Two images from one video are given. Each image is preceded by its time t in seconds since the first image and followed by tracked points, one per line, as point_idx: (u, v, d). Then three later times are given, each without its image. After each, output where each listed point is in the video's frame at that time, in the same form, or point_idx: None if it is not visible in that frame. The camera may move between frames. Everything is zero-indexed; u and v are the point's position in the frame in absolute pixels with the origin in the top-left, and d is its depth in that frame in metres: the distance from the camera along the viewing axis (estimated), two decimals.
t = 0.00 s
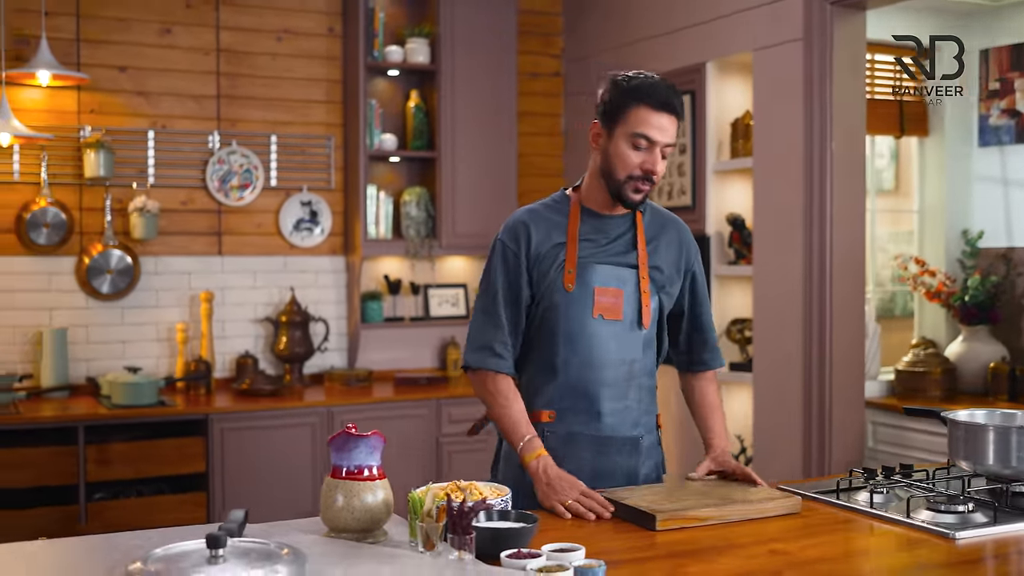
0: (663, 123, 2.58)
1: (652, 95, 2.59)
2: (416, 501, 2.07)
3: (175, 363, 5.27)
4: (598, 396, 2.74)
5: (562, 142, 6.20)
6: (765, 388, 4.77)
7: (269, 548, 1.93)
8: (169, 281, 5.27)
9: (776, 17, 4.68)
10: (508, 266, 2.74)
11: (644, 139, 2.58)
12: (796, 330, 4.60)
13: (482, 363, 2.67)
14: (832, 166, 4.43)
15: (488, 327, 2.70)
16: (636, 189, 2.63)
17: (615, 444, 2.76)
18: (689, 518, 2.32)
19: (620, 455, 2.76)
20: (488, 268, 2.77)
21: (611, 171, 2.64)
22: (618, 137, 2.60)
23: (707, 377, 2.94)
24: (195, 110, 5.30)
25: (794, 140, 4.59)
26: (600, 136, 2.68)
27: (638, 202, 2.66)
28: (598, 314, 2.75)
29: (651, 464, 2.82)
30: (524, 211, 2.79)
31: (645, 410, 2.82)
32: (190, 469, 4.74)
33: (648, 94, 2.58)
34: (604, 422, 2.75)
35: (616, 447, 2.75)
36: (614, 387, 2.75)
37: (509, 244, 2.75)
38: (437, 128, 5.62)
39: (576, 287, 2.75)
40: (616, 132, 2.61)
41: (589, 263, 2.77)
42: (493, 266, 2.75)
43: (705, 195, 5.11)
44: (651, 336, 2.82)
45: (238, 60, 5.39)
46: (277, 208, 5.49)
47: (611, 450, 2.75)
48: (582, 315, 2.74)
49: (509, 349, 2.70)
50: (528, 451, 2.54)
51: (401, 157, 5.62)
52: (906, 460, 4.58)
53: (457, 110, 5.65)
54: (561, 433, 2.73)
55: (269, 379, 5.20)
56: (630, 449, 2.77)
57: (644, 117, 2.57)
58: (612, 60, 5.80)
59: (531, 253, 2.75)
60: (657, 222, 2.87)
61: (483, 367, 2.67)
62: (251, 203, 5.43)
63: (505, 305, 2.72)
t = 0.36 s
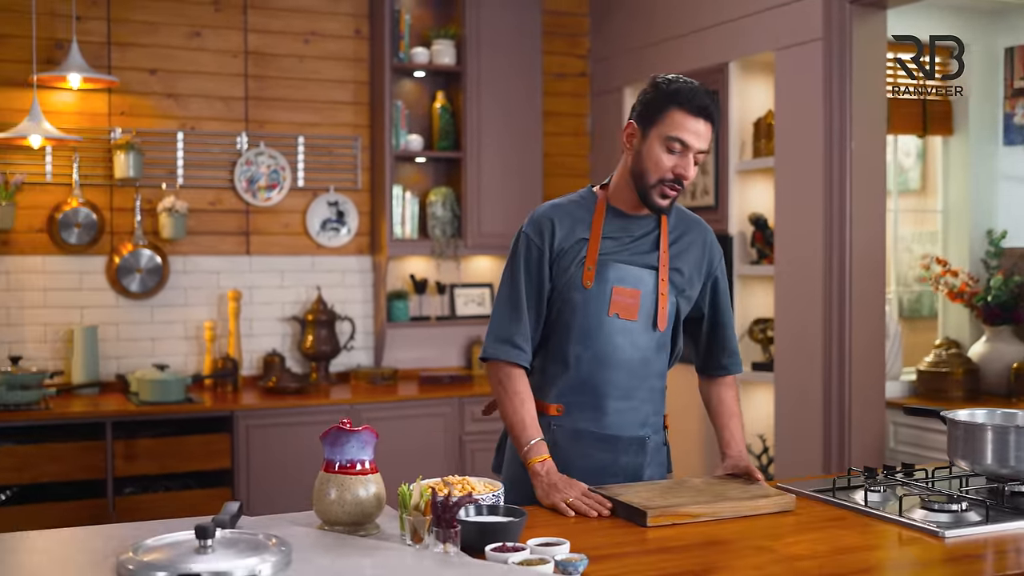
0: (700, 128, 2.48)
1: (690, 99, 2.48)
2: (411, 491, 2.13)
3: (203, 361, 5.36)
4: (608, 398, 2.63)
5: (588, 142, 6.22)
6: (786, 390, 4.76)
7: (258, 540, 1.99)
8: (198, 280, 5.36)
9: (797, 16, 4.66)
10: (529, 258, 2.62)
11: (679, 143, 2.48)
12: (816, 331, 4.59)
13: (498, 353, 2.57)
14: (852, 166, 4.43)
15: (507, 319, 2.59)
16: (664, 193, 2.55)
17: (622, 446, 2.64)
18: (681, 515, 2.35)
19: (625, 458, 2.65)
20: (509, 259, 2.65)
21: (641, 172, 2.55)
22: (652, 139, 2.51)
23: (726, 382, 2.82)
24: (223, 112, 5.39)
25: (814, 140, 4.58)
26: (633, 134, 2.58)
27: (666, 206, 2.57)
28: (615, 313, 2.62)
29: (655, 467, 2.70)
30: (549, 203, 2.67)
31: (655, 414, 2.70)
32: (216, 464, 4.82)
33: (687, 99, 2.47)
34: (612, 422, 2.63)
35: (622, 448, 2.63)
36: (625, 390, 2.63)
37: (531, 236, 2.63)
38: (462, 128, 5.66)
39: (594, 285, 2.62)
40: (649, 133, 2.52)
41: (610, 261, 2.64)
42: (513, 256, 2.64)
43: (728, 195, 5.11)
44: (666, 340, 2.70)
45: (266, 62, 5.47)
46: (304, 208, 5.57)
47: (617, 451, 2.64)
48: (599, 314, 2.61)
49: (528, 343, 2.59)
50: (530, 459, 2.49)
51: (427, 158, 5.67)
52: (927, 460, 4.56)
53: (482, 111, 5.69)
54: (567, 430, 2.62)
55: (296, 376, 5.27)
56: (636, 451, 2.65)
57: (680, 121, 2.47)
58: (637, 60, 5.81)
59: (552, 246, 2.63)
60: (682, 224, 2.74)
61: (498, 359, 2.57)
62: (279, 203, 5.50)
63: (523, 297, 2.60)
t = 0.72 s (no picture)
0: (731, 140, 2.34)
1: (723, 109, 2.33)
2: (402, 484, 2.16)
3: (225, 359, 5.41)
4: (612, 405, 2.55)
5: (611, 141, 6.22)
6: (806, 392, 4.73)
7: (247, 536, 2.01)
8: (221, 279, 5.41)
9: (817, 13, 4.64)
10: (545, 257, 2.53)
11: (708, 154, 2.33)
12: (833, 332, 4.56)
13: (511, 353, 2.49)
14: (870, 165, 4.40)
15: (524, 317, 2.50)
16: (689, 205, 2.40)
17: (622, 450, 2.58)
18: (676, 513, 2.34)
19: (625, 462, 2.58)
20: (525, 255, 2.56)
21: (666, 181, 2.40)
22: (680, 148, 2.36)
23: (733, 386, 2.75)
24: (245, 112, 5.44)
25: (832, 140, 4.56)
26: (660, 141, 2.42)
27: (689, 217, 2.44)
28: (624, 320, 2.53)
29: (653, 470, 2.65)
30: (570, 200, 2.57)
31: (657, 419, 2.63)
32: (236, 462, 4.87)
33: (719, 108, 2.32)
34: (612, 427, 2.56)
35: (621, 453, 2.57)
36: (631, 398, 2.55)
37: (549, 234, 2.53)
38: (484, 128, 5.67)
39: (606, 290, 2.53)
40: (677, 141, 2.37)
41: (625, 266, 2.54)
42: (530, 253, 2.54)
43: (747, 194, 5.09)
44: (676, 347, 2.61)
45: (288, 62, 5.51)
46: (326, 208, 5.60)
47: (617, 455, 2.57)
48: (608, 320, 2.53)
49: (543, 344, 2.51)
50: (531, 462, 2.46)
51: (448, 157, 5.68)
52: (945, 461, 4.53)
53: (503, 110, 5.69)
54: (568, 430, 2.56)
55: (317, 375, 5.30)
56: (635, 455, 2.59)
57: (710, 131, 2.32)
58: (658, 59, 5.79)
59: (568, 246, 2.53)
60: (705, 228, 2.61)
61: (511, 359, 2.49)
62: (301, 202, 5.54)
63: (536, 297, 2.52)
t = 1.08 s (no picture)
0: (717, 151, 2.30)
1: (711, 118, 2.29)
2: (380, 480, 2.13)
3: (229, 357, 5.43)
4: (583, 407, 2.54)
5: (617, 139, 6.20)
6: (808, 392, 4.70)
7: (216, 532, 2.01)
8: (225, 277, 5.43)
9: (819, 9, 4.60)
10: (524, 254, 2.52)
11: (691, 163, 2.31)
12: (835, 331, 4.53)
13: (490, 350, 2.48)
14: (871, 162, 4.37)
15: (504, 314, 2.49)
16: (669, 211, 2.39)
17: (594, 452, 2.56)
18: (653, 511, 2.33)
19: (596, 464, 2.57)
20: (506, 251, 2.56)
21: (649, 186, 2.39)
22: (664, 155, 2.34)
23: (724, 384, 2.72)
24: (250, 110, 5.45)
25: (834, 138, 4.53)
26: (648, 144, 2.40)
27: (670, 223, 2.43)
28: (599, 321, 2.52)
29: (625, 472, 2.63)
30: (553, 198, 2.56)
31: (632, 421, 2.62)
32: (238, 459, 4.89)
33: (707, 118, 2.28)
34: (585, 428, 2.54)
35: (593, 455, 2.56)
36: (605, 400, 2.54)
37: (530, 231, 2.53)
38: (488, 126, 5.66)
39: (582, 291, 2.51)
40: (662, 147, 2.35)
41: (602, 268, 2.53)
42: (510, 248, 2.54)
43: (751, 192, 5.06)
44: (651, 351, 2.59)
45: (293, 61, 5.53)
46: (330, 206, 5.61)
47: (589, 457, 2.56)
48: (582, 322, 2.51)
49: (522, 343, 2.50)
50: (513, 463, 2.43)
51: (453, 155, 5.68)
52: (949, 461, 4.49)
53: (508, 107, 5.69)
54: (541, 430, 2.55)
55: (320, 372, 5.31)
56: (607, 457, 2.57)
57: (695, 140, 2.29)
58: (664, 57, 5.77)
59: (547, 244, 2.52)
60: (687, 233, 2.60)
61: (491, 356, 2.48)
62: (305, 200, 5.55)
63: (515, 294, 2.50)
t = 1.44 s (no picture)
0: (694, 139, 2.33)
1: (687, 108, 2.32)
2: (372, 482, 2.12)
3: (246, 357, 5.45)
4: (571, 408, 2.55)
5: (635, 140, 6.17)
6: (824, 393, 4.66)
7: (199, 533, 2.02)
8: (242, 277, 5.45)
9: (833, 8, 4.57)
10: (509, 255, 2.55)
11: (669, 154, 2.33)
12: (850, 331, 4.49)
13: (476, 351, 2.50)
14: (886, 161, 4.33)
15: (489, 315, 2.52)
16: (651, 204, 2.41)
17: (584, 454, 2.56)
18: (644, 516, 2.31)
19: (586, 465, 2.57)
20: (492, 254, 2.59)
21: (629, 180, 2.41)
22: (642, 147, 2.36)
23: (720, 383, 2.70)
24: (267, 112, 5.48)
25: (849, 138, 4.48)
26: (625, 139, 2.43)
27: (653, 216, 2.45)
28: (585, 321, 2.53)
29: (619, 475, 2.63)
30: (538, 200, 2.59)
31: (624, 422, 2.62)
32: (253, 459, 4.90)
33: (682, 107, 2.31)
34: (574, 429, 2.55)
35: (582, 456, 2.56)
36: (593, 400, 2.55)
37: (514, 233, 2.56)
38: (505, 126, 5.66)
39: (567, 291, 2.53)
40: (640, 140, 2.37)
41: (587, 267, 2.54)
42: (496, 250, 2.57)
43: (767, 192, 5.02)
44: (640, 351, 2.60)
45: (309, 62, 5.55)
46: (347, 207, 5.62)
47: (578, 458, 2.56)
48: (568, 321, 2.53)
49: (509, 343, 2.53)
50: (504, 464, 2.44)
51: (469, 156, 5.68)
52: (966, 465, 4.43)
53: (524, 106, 5.68)
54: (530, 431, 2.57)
55: (335, 372, 5.32)
56: (598, 459, 2.58)
57: (672, 131, 2.32)
58: (681, 56, 5.74)
59: (532, 246, 2.55)
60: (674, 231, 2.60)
61: (478, 358, 2.51)
62: (322, 201, 5.57)
63: (500, 295, 2.53)
